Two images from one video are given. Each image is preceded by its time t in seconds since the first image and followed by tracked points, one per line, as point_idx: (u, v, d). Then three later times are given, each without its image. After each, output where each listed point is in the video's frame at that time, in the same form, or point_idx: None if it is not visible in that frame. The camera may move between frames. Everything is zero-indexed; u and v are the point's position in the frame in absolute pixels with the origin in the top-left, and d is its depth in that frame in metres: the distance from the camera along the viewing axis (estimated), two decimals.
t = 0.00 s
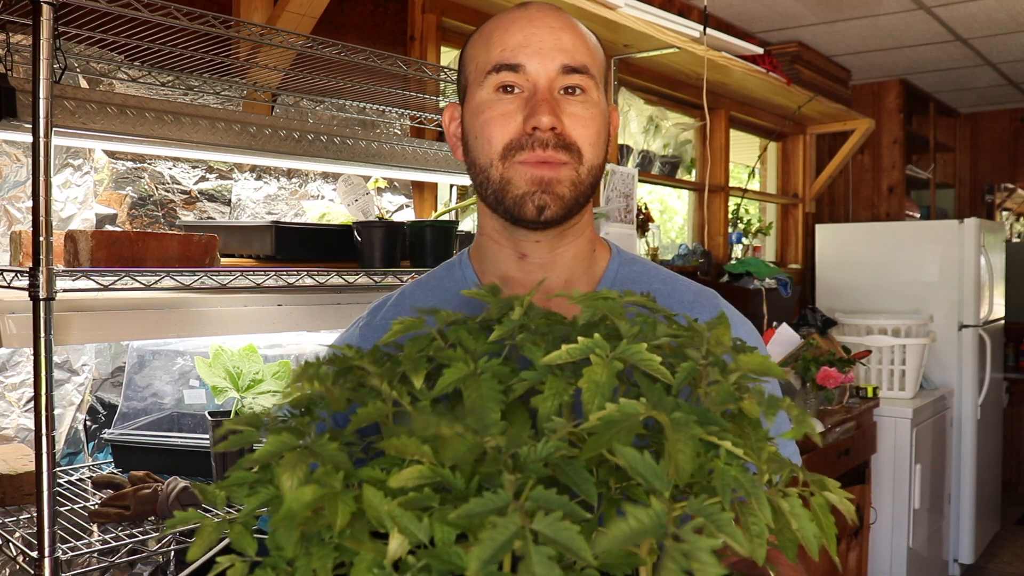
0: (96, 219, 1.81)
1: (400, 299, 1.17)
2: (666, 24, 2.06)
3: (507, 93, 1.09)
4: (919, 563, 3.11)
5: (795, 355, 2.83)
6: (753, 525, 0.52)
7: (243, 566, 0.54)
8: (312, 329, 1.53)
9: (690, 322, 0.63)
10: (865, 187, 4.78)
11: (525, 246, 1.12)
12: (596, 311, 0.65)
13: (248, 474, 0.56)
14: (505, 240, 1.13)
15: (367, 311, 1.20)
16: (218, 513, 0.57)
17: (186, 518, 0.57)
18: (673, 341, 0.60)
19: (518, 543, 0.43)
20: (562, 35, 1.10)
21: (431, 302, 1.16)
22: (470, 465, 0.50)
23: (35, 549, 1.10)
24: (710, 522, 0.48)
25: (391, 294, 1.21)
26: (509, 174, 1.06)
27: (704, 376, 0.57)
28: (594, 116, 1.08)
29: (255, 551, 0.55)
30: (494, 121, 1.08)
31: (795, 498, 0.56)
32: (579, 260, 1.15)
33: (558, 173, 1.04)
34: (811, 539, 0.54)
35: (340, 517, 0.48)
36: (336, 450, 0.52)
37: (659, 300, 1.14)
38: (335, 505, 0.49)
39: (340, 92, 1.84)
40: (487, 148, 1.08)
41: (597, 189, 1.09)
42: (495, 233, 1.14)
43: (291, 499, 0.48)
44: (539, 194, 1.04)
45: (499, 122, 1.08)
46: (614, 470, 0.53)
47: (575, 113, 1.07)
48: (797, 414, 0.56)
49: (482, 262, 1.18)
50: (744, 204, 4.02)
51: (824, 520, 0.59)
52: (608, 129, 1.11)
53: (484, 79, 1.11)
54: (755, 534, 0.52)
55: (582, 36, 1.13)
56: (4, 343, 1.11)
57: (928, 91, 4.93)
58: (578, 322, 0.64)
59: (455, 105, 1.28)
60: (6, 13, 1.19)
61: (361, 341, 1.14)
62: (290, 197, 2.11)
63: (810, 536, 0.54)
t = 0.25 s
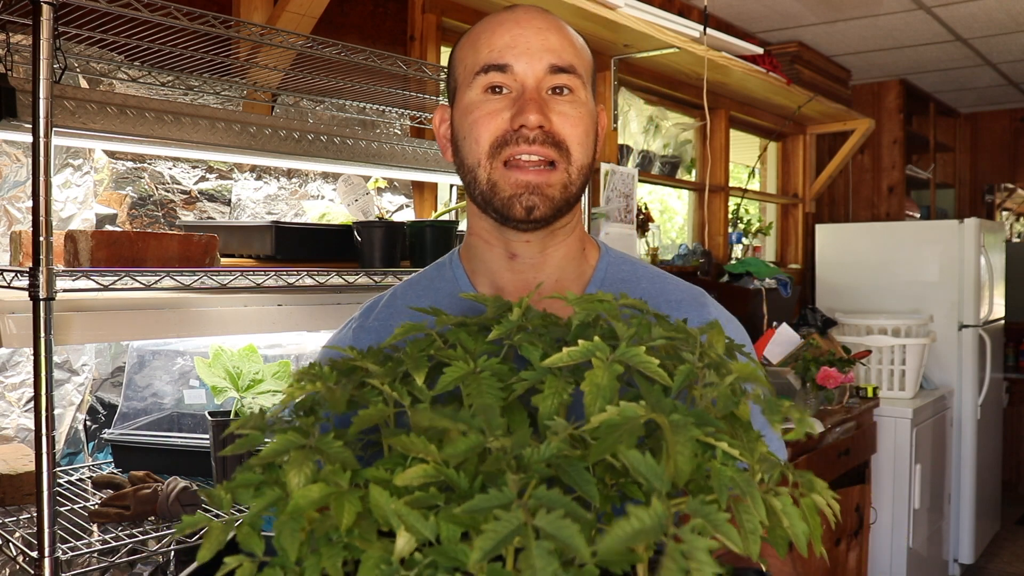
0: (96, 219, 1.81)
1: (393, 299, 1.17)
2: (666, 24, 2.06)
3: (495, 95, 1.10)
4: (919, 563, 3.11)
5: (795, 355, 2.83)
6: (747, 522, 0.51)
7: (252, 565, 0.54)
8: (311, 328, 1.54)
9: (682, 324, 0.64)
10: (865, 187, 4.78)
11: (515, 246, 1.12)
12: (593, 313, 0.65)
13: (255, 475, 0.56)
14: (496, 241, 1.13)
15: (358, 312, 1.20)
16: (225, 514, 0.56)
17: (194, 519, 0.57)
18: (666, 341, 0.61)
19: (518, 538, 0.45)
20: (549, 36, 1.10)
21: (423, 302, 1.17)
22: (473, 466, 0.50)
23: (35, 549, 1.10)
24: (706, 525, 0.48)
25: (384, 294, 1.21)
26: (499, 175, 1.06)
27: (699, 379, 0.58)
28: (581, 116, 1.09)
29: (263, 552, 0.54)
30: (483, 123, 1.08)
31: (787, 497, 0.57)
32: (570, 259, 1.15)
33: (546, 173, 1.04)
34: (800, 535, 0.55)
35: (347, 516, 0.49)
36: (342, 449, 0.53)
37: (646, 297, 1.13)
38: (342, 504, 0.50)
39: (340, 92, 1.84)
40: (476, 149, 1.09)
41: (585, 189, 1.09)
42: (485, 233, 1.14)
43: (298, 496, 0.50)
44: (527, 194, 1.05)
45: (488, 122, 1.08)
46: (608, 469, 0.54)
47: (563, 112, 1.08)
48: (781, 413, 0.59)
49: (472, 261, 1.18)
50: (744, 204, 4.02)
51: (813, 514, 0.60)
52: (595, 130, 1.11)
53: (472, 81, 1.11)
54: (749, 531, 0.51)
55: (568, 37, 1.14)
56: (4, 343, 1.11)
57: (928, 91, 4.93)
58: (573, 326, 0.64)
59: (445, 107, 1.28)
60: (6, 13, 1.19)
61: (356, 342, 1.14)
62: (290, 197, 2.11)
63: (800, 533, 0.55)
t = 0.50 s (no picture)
0: (96, 219, 1.81)
1: (390, 299, 1.17)
2: (666, 25, 2.06)
3: (484, 101, 1.10)
4: (919, 562, 3.11)
5: (795, 355, 2.83)
6: (740, 516, 0.52)
7: (259, 556, 0.55)
8: (312, 328, 1.55)
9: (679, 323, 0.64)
10: (865, 187, 4.78)
11: (508, 247, 1.12)
12: (592, 312, 0.64)
13: (262, 467, 0.56)
14: (489, 243, 1.14)
15: (356, 310, 1.20)
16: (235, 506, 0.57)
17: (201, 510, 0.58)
18: (664, 341, 0.61)
19: (518, 528, 0.45)
20: (534, 42, 1.10)
21: (421, 300, 1.18)
22: (476, 458, 0.50)
23: (35, 549, 1.10)
24: (702, 514, 0.48)
25: (381, 292, 1.21)
26: (491, 180, 1.08)
27: (695, 376, 0.58)
28: (569, 118, 1.09)
29: (270, 542, 0.55)
30: (473, 130, 1.09)
31: (778, 492, 0.57)
32: (560, 258, 1.15)
33: (537, 176, 1.05)
34: (791, 528, 0.56)
35: (353, 507, 0.50)
36: (348, 443, 0.53)
37: (640, 297, 1.13)
38: (348, 495, 0.50)
39: (340, 92, 1.84)
40: (469, 157, 1.10)
41: (576, 188, 1.11)
42: (479, 234, 1.14)
43: (305, 489, 0.50)
44: (521, 197, 1.06)
45: (478, 131, 1.09)
46: (608, 464, 0.55)
47: (551, 117, 1.08)
48: (776, 412, 0.59)
49: (467, 262, 1.18)
50: (744, 204, 4.02)
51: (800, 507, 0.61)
52: (584, 128, 1.12)
53: (459, 89, 1.12)
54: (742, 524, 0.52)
55: (553, 36, 1.13)
56: (4, 343, 1.11)
57: (928, 91, 4.93)
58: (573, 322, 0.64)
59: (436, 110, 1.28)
60: (6, 13, 1.19)
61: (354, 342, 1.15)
62: (290, 197, 2.11)
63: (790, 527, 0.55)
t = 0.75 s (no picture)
0: (96, 219, 1.81)
1: (387, 304, 1.17)
2: (666, 25, 2.06)
3: (473, 107, 1.10)
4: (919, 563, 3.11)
5: (795, 355, 2.83)
6: (729, 521, 0.53)
7: (264, 562, 0.54)
8: (312, 328, 1.56)
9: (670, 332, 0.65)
10: (865, 187, 4.78)
11: (501, 249, 1.12)
12: (585, 322, 0.65)
13: (267, 475, 0.57)
14: (482, 245, 1.14)
15: (354, 310, 1.20)
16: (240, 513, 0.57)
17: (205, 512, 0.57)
18: (655, 350, 0.62)
19: (514, 537, 0.46)
20: (521, 47, 1.10)
21: (417, 305, 1.17)
22: (475, 468, 0.52)
23: (35, 549, 1.10)
24: (694, 521, 0.49)
25: (377, 295, 1.21)
26: (481, 191, 1.08)
27: (685, 386, 0.59)
28: (557, 123, 1.10)
29: (274, 548, 0.54)
30: (462, 137, 1.10)
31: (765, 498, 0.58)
32: (555, 260, 1.15)
33: (525, 189, 1.07)
34: (777, 532, 0.57)
35: (355, 516, 0.50)
36: (349, 453, 0.54)
37: (630, 301, 1.13)
38: (349, 503, 0.51)
39: (340, 92, 1.84)
40: (458, 165, 1.10)
41: (565, 193, 1.11)
42: (472, 238, 1.14)
43: (308, 498, 0.50)
44: (510, 211, 1.07)
45: (468, 139, 1.09)
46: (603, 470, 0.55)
47: (539, 122, 1.09)
48: (763, 419, 0.59)
49: (462, 265, 1.18)
50: (744, 204, 4.02)
51: (789, 511, 0.62)
52: (572, 132, 1.12)
53: (448, 96, 1.12)
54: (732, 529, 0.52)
55: (540, 38, 1.13)
56: (4, 342, 1.11)
57: (928, 91, 4.93)
58: (565, 331, 0.64)
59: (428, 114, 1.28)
60: (6, 13, 1.19)
61: (352, 347, 1.15)
62: (290, 197, 2.11)
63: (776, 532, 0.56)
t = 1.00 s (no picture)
0: (96, 219, 1.81)
1: (385, 304, 1.17)
2: (666, 25, 2.06)
3: (469, 106, 1.10)
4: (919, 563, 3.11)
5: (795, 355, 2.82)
6: (719, 510, 0.52)
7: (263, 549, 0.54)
8: (312, 328, 1.56)
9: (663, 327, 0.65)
10: (865, 187, 4.78)
11: (498, 247, 1.13)
12: (579, 316, 0.66)
13: (267, 463, 0.57)
14: (479, 243, 1.14)
15: (354, 311, 1.20)
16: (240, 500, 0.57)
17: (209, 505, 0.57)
18: (646, 345, 0.62)
19: (502, 520, 0.46)
20: (518, 49, 1.11)
21: (416, 305, 1.17)
22: (468, 456, 0.52)
23: (35, 549, 1.10)
24: (681, 507, 0.50)
25: (377, 295, 1.21)
26: (477, 184, 1.08)
27: (675, 378, 0.59)
28: (553, 122, 1.10)
29: (273, 535, 0.54)
30: (459, 135, 1.10)
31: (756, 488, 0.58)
32: (550, 258, 1.15)
33: (522, 178, 1.06)
34: (766, 522, 0.56)
35: (351, 502, 0.50)
36: (346, 441, 0.55)
37: (628, 302, 1.12)
38: (345, 490, 0.51)
39: (340, 92, 1.84)
40: (455, 161, 1.10)
41: (561, 190, 1.11)
42: (470, 236, 1.15)
43: (305, 484, 0.51)
44: (506, 200, 1.06)
45: (465, 137, 1.09)
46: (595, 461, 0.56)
47: (535, 121, 1.09)
48: (750, 411, 0.60)
49: (460, 264, 1.18)
50: (744, 204, 4.02)
51: (780, 504, 0.62)
52: (568, 133, 1.12)
53: (445, 97, 1.12)
54: (721, 518, 0.52)
55: (536, 40, 1.14)
56: (4, 343, 1.11)
57: (928, 91, 4.93)
58: (560, 326, 0.64)
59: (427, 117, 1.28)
60: (5, 13, 1.19)
61: (351, 345, 1.15)
62: (290, 197, 2.11)
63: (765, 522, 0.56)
